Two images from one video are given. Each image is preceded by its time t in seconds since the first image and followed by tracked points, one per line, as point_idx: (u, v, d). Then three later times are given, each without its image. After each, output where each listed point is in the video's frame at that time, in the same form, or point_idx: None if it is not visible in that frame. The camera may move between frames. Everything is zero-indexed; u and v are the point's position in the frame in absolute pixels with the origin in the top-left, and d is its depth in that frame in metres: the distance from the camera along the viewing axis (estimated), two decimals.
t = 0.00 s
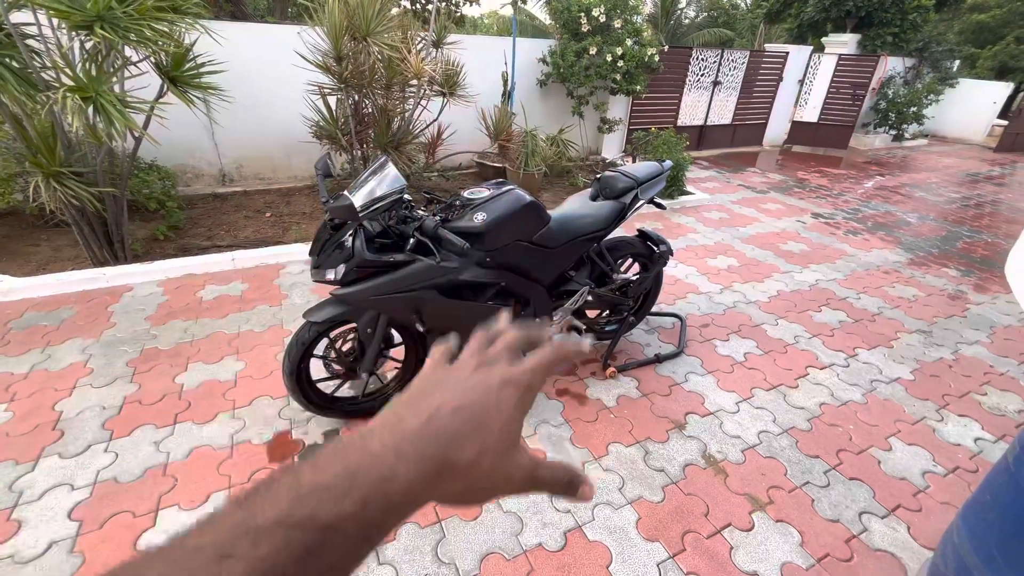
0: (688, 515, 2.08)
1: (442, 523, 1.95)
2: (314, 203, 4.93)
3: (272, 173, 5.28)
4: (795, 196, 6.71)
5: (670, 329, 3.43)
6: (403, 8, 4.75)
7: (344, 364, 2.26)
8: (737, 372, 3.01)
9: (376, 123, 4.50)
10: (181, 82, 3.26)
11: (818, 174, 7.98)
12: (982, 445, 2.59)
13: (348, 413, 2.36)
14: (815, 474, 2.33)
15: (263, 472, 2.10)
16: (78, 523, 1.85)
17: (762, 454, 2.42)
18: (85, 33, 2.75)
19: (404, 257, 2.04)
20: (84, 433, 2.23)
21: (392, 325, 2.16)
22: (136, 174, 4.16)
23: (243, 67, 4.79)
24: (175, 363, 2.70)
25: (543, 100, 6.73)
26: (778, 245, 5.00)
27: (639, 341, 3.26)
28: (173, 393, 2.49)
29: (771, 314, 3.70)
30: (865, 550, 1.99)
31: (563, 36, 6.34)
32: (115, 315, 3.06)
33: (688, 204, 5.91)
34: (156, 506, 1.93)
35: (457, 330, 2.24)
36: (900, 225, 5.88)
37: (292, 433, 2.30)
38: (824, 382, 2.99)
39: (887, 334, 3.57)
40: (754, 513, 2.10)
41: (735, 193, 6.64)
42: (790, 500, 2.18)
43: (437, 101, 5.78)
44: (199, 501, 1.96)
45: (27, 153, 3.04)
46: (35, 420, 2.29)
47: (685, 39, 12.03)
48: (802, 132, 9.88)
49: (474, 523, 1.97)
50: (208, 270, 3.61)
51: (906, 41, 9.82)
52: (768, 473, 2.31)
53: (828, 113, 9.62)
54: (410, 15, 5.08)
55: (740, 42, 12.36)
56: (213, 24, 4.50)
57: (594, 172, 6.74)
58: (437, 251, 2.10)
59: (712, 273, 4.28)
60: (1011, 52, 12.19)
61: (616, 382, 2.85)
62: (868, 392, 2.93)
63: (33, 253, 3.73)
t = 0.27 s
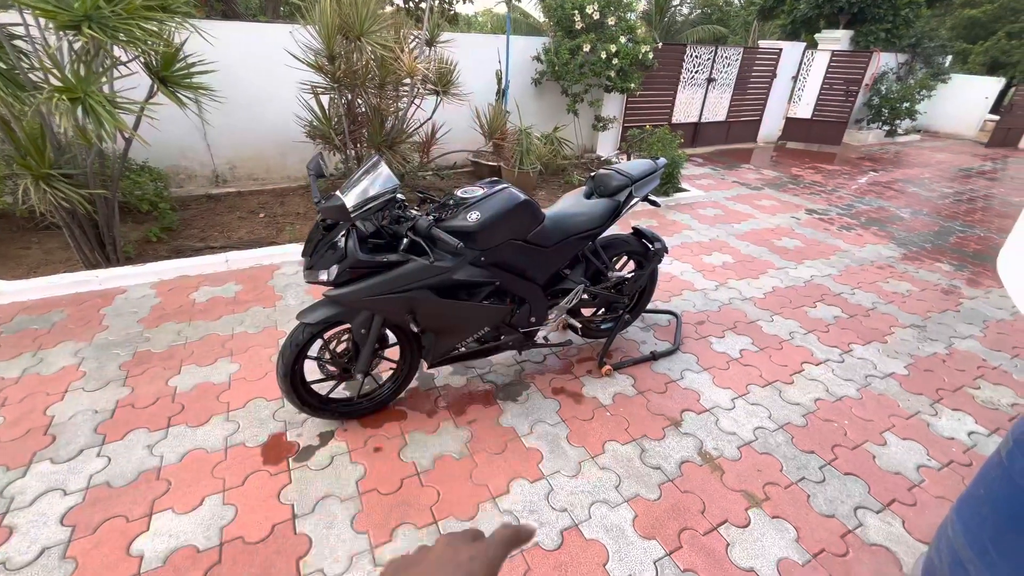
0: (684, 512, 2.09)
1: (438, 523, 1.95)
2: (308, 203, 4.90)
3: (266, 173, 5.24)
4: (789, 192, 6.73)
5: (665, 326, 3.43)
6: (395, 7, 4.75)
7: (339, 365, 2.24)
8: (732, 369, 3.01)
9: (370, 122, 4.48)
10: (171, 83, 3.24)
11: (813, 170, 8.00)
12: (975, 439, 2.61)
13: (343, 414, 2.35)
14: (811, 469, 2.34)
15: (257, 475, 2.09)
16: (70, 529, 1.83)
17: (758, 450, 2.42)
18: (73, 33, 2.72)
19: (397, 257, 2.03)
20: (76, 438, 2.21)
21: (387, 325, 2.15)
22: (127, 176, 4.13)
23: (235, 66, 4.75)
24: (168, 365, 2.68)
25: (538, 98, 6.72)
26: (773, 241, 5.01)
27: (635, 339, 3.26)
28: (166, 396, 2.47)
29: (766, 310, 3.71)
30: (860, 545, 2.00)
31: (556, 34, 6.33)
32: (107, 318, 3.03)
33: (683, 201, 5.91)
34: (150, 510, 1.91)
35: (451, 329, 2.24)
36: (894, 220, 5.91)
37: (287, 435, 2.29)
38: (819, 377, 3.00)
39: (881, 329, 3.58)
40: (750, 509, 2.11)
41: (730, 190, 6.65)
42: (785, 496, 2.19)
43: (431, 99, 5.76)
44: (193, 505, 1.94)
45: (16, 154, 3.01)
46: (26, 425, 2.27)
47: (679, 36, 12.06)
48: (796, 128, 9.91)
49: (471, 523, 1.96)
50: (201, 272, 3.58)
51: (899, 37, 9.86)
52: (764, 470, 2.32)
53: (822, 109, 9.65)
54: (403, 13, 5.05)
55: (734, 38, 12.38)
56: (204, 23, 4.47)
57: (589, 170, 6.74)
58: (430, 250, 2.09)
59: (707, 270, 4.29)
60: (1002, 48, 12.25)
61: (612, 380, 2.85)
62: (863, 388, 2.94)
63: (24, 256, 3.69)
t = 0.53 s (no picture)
0: (684, 512, 2.08)
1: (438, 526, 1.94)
2: (305, 205, 4.89)
3: (262, 175, 5.22)
4: (786, 190, 6.73)
5: (663, 325, 3.43)
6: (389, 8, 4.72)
7: (336, 368, 2.23)
8: (731, 368, 3.01)
9: (366, 123, 4.47)
10: (165, 84, 3.22)
11: (809, 167, 8.01)
12: (974, 436, 2.61)
13: (341, 417, 2.34)
14: (810, 468, 2.34)
15: (256, 479, 2.08)
16: (67, 535, 1.82)
17: (757, 449, 2.42)
18: (66, 35, 2.70)
19: (395, 259, 2.02)
20: (73, 443, 2.20)
21: (385, 327, 2.14)
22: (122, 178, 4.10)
23: (230, 68, 4.73)
24: (165, 369, 2.67)
25: (534, 98, 6.71)
26: (770, 239, 5.01)
27: (633, 338, 3.26)
28: (163, 400, 2.46)
29: (764, 309, 3.71)
30: (861, 543, 2.00)
31: (553, 33, 6.32)
32: (103, 322, 3.01)
33: (680, 200, 5.92)
34: (148, 515, 1.90)
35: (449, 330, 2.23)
36: (890, 218, 5.92)
37: (285, 438, 2.28)
38: (818, 375, 3.00)
39: (879, 326, 3.59)
40: (750, 509, 2.10)
41: (727, 188, 6.66)
42: (785, 495, 2.18)
43: (427, 99, 5.75)
44: (191, 510, 1.93)
45: (9, 158, 2.99)
46: (23, 430, 2.25)
47: (675, 34, 12.00)
48: (792, 125, 9.93)
49: (471, 525, 1.95)
50: (197, 275, 3.56)
51: (894, 34, 9.88)
52: (764, 469, 2.31)
53: (818, 106, 9.68)
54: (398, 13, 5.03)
55: (730, 36, 12.38)
56: (198, 25, 4.45)
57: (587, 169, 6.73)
58: (428, 252, 2.08)
59: (705, 268, 4.29)
60: (997, 45, 12.29)
61: (611, 380, 2.85)
62: (862, 385, 2.94)
63: (19, 260, 3.67)
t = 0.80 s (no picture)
0: (690, 517, 2.07)
1: (444, 532, 1.93)
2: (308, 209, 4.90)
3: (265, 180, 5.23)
4: (789, 192, 6.72)
5: (667, 329, 3.42)
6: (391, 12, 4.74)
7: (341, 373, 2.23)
8: (736, 371, 3.00)
9: (367, 127, 4.43)
10: (170, 91, 3.23)
11: (812, 169, 8.00)
12: (982, 439, 2.59)
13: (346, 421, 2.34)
14: (817, 472, 2.32)
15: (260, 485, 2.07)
16: (71, 542, 1.81)
17: (764, 453, 2.41)
18: (71, 43, 2.71)
19: (399, 264, 2.02)
20: (78, 449, 2.20)
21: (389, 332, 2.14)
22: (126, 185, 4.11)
23: (233, 74, 4.75)
24: (170, 375, 2.67)
25: (536, 101, 6.73)
26: (774, 242, 5.00)
27: (637, 342, 3.25)
28: (168, 405, 2.46)
29: (768, 311, 3.70)
30: (870, 548, 1.98)
31: (554, 37, 6.33)
32: (107, 328, 3.02)
33: (683, 203, 5.91)
34: (152, 521, 1.90)
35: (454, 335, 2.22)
36: (894, 219, 5.90)
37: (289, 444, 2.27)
38: (824, 378, 2.98)
39: (885, 329, 3.57)
40: (757, 513, 2.09)
41: (730, 190, 6.64)
42: (793, 500, 2.17)
43: (429, 104, 5.77)
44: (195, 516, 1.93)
45: (15, 165, 3.00)
46: (28, 437, 2.25)
47: (675, 37, 11.98)
48: (794, 127, 9.93)
49: (476, 531, 1.94)
50: (201, 280, 3.57)
51: (895, 35, 9.88)
52: (771, 473, 2.30)
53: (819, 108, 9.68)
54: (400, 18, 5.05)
55: (730, 39, 12.40)
56: (202, 31, 4.47)
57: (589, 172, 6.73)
58: (432, 257, 2.08)
59: (709, 271, 4.28)
60: (999, 45, 12.27)
61: (615, 384, 2.84)
62: (868, 388, 2.92)
63: (23, 266, 3.68)
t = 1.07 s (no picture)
0: (695, 520, 2.05)
1: (446, 535, 1.92)
2: (310, 211, 4.89)
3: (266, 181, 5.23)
4: (791, 192, 6.70)
5: (671, 330, 3.41)
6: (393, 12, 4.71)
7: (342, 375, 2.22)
8: (740, 373, 2.98)
9: (369, 128, 4.44)
10: (171, 92, 3.22)
11: (814, 169, 7.97)
12: (989, 441, 2.57)
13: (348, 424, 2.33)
14: (823, 474, 2.30)
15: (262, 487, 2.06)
16: (72, 545, 1.80)
17: (768, 455, 2.39)
18: (72, 44, 2.70)
19: (401, 265, 2.01)
20: (78, 452, 2.19)
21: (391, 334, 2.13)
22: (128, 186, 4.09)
23: (235, 75, 4.75)
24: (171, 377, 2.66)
25: (538, 102, 6.71)
26: (777, 242, 4.97)
27: (640, 343, 3.23)
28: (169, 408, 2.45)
29: (772, 312, 3.68)
30: (877, 551, 1.96)
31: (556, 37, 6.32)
32: (109, 330, 3.01)
33: (685, 203, 5.89)
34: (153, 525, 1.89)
35: (456, 336, 2.21)
36: (898, 219, 5.87)
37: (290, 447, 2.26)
38: (828, 380, 2.96)
39: (889, 330, 3.54)
40: (763, 517, 2.07)
41: (732, 191, 6.62)
42: (798, 503, 2.15)
43: (431, 105, 5.76)
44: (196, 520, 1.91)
45: (16, 167, 3.00)
46: (29, 440, 2.24)
47: (677, 37, 12.00)
48: (796, 127, 9.90)
49: (479, 534, 1.93)
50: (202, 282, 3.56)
51: (897, 35, 9.86)
52: (776, 476, 2.28)
53: (822, 108, 9.65)
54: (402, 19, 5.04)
55: (732, 39, 12.38)
56: (203, 32, 4.46)
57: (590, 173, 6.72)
58: (434, 258, 2.07)
59: (712, 272, 4.26)
60: (1001, 44, 12.23)
61: (618, 385, 2.82)
62: (873, 390, 2.90)
63: (25, 268, 3.68)
